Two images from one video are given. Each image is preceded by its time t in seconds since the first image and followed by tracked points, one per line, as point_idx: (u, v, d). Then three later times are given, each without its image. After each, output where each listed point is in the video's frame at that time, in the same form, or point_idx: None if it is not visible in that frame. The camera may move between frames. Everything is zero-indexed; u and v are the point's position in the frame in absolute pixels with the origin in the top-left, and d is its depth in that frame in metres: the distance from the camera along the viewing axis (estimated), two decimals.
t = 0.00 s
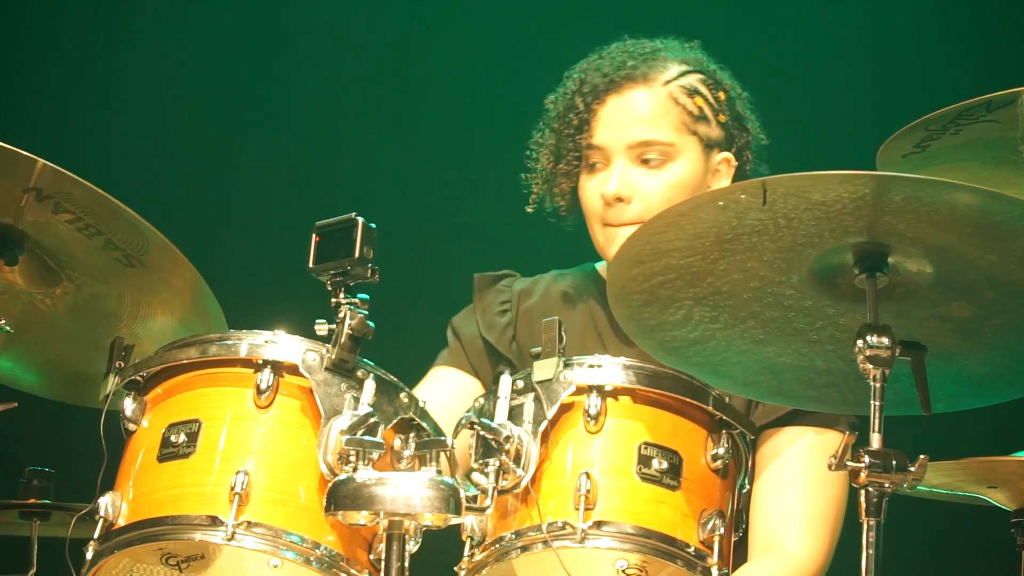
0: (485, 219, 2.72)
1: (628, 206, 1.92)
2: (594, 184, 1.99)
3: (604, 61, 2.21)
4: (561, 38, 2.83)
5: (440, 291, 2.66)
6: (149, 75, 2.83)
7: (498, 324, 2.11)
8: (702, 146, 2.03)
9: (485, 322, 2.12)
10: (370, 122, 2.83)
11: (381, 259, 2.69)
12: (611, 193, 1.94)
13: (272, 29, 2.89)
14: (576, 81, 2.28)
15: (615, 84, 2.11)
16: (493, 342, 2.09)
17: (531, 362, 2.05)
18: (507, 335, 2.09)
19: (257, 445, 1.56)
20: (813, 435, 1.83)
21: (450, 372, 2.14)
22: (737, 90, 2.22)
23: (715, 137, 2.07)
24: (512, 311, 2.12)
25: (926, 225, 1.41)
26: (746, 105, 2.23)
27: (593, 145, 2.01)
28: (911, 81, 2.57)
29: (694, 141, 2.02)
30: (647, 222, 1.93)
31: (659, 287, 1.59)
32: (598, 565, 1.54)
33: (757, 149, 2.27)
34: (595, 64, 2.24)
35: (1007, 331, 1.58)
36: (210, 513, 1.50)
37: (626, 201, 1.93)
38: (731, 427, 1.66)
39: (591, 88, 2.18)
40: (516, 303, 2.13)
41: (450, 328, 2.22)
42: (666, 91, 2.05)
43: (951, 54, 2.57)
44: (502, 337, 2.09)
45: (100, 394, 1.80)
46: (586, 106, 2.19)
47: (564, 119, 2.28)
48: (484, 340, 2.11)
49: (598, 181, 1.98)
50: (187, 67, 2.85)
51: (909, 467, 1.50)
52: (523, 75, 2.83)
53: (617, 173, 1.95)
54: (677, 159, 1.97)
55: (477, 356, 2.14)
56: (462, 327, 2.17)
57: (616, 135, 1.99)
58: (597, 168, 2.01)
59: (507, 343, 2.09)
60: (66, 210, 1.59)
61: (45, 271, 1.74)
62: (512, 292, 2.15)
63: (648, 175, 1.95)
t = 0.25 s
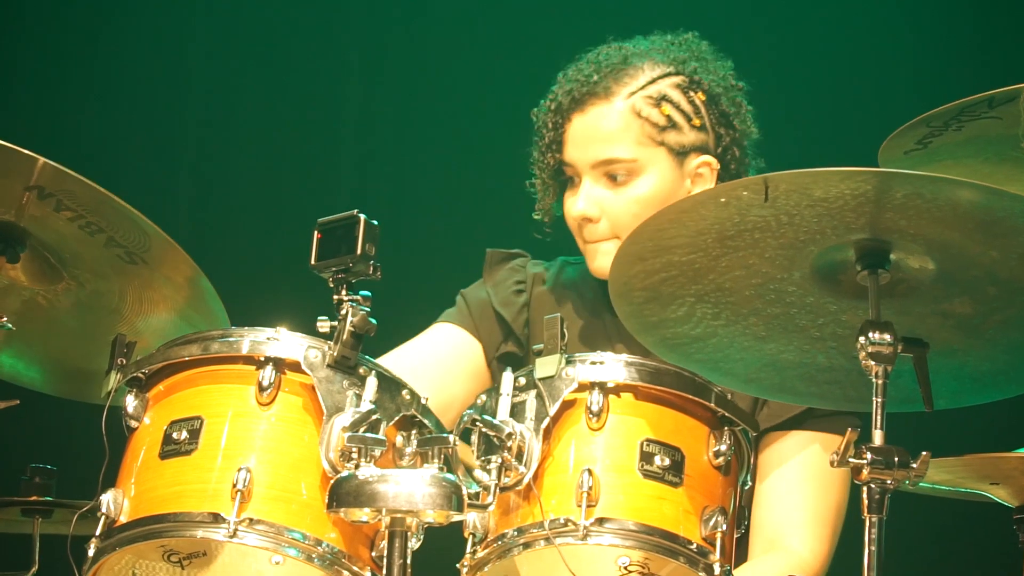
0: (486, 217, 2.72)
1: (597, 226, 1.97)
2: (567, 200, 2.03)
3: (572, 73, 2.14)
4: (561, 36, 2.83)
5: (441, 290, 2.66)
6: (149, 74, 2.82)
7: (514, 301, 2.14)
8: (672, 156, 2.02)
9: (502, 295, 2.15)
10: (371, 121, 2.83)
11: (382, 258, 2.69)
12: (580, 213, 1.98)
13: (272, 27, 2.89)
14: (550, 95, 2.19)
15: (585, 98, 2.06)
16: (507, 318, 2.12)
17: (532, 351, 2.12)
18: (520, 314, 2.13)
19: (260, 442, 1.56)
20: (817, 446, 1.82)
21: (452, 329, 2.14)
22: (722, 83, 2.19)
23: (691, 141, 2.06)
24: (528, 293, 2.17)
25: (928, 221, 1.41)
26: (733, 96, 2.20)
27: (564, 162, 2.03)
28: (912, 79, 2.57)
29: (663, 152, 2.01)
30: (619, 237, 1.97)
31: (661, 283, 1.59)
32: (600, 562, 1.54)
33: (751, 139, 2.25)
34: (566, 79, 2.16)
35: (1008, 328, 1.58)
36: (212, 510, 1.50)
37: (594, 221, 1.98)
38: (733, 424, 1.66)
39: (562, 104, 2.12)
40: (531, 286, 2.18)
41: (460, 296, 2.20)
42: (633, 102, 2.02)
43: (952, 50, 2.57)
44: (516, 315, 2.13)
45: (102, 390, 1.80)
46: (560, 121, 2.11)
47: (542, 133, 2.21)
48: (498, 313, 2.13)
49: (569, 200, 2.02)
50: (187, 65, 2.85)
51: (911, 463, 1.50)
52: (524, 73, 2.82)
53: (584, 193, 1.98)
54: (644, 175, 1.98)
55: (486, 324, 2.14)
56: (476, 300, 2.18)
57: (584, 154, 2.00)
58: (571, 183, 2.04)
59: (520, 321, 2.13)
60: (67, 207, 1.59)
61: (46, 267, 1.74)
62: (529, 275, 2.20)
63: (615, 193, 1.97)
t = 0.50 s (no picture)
0: (487, 216, 2.72)
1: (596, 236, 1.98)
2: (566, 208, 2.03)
3: (571, 80, 2.13)
4: (562, 36, 2.83)
5: (442, 289, 2.67)
6: (150, 73, 2.82)
7: (507, 313, 2.11)
8: (671, 166, 2.02)
9: (495, 308, 2.12)
10: (371, 120, 2.83)
11: (383, 257, 2.69)
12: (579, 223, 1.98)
13: (273, 26, 2.89)
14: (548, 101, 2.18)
15: (584, 106, 2.05)
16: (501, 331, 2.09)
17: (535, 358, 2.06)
18: (514, 326, 2.10)
19: (261, 440, 1.56)
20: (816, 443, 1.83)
21: (451, 348, 2.15)
22: (720, 88, 2.19)
23: (690, 150, 2.05)
24: (521, 302, 2.14)
25: (929, 220, 1.41)
26: (732, 102, 2.20)
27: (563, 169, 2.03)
28: (914, 78, 2.57)
29: (662, 163, 2.01)
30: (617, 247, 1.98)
31: (662, 282, 1.59)
32: (601, 561, 1.54)
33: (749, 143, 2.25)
34: (564, 85, 2.15)
35: (1009, 326, 1.58)
36: (214, 509, 1.50)
37: (593, 230, 1.98)
38: (734, 422, 1.66)
39: (563, 112, 2.10)
40: (524, 295, 2.15)
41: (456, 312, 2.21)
42: (634, 112, 2.01)
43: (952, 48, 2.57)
44: (511, 327, 2.09)
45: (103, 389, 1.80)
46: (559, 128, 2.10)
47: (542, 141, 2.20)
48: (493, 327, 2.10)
49: (568, 208, 2.02)
50: (188, 64, 2.85)
51: (912, 461, 1.50)
52: (525, 72, 2.82)
53: (583, 204, 1.98)
54: (642, 186, 1.98)
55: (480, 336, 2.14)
56: (470, 316, 2.17)
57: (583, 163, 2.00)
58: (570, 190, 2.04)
59: (515, 333, 2.09)
60: (68, 206, 1.59)
61: (47, 266, 1.74)
62: (521, 283, 2.17)
63: (615, 204, 1.97)
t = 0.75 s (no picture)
0: (487, 216, 2.72)
1: (607, 225, 1.96)
2: (575, 200, 2.01)
3: (580, 74, 2.16)
4: (562, 36, 2.83)
5: (442, 289, 2.67)
6: (150, 73, 2.82)
7: (518, 301, 2.14)
8: (681, 157, 2.02)
9: (505, 296, 2.15)
10: (372, 120, 2.83)
11: (383, 257, 2.69)
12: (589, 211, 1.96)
13: (273, 26, 2.89)
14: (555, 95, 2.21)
15: (595, 97, 2.07)
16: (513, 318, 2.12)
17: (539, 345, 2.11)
18: (524, 314, 2.13)
19: (261, 440, 1.56)
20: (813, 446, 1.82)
21: (455, 328, 2.14)
22: (725, 87, 2.21)
23: (699, 142, 2.06)
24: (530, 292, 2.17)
25: (929, 220, 1.41)
26: (737, 101, 2.22)
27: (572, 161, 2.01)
28: (914, 78, 2.57)
29: (672, 153, 2.01)
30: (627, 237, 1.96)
31: (663, 282, 1.59)
32: (602, 561, 1.54)
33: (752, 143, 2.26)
34: (573, 78, 2.17)
35: (1010, 326, 1.58)
36: (214, 509, 1.51)
37: (603, 220, 1.96)
38: (735, 422, 1.66)
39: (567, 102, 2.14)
40: (532, 285, 2.18)
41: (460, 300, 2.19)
42: (644, 103, 2.02)
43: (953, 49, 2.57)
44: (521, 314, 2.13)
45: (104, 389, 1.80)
46: (567, 120, 2.12)
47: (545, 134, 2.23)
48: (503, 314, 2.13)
49: (578, 199, 2.00)
50: (188, 64, 2.84)
51: (913, 461, 1.50)
52: (525, 72, 2.83)
53: (594, 191, 1.97)
54: (653, 175, 1.97)
55: (488, 326, 2.14)
56: (477, 303, 2.17)
57: (593, 153, 1.99)
58: (578, 183, 2.03)
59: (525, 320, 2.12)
60: (69, 206, 1.59)
61: (48, 266, 1.74)
62: (530, 275, 2.21)
63: (627, 193, 1.96)
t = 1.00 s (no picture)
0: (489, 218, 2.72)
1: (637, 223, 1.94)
2: (604, 196, 2.00)
3: (619, 73, 2.18)
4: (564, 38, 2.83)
5: (445, 292, 2.66)
6: (152, 76, 2.82)
7: (516, 319, 2.10)
8: (714, 162, 2.02)
9: (504, 316, 2.11)
10: (374, 123, 2.83)
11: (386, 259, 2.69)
12: (620, 207, 1.95)
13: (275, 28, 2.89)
14: (591, 90, 2.24)
15: (633, 96, 2.09)
16: (512, 337, 2.08)
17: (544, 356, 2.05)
18: (525, 330, 2.09)
19: (265, 443, 1.56)
20: (825, 435, 1.83)
21: (462, 364, 2.15)
22: (754, 97, 2.22)
23: (731, 149, 2.07)
24: (529, 307, 2.13)
25: (934, 222, 1.41)
26: (764, 113, 2.23)
27: (604, 157, 2.01)
28: (917, 80, 2.57)
29: (705, 157, 2.01)
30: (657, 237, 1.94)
31: (668, 285, 1.59)
32: (606, 563, 1.54)
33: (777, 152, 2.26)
34: (608, 75, 2.21)
35: (1014, 328, 1.57)
36: (218, 512, 1.50)
37: (634, 216, 1.95)
38: (739, 425, 1.65)
39: (604, 103, 2.16)
40: (532, 299, 2.14)
41: (465, 329, 2.19)
42: (681, 105, 2.03)
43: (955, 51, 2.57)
44: (521, 332, 2.08)
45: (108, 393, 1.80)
46: (601, 116, 2.15)
47: (576, 128, 2.26)
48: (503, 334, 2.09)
49: (608, 195, 1.99)
50: (190, 67, 2.85)
51: (917, 464, 1.50)
52: (527, 74, 2.83)
53: (627, 188, 1.96)
54: (687, 176, 1.97)
55: (491, 351, 2.14)
56: (480, 328, 2.15)
57: (627, 150, 1.99)
58: (608, 180, 2.02)
59: (525, 336, 2.07)
60: (73, 209, 1.59)
61: (52, 269, 1.74)
62: (530, 288, 2.16)
63: (659, 192, 1.95)
